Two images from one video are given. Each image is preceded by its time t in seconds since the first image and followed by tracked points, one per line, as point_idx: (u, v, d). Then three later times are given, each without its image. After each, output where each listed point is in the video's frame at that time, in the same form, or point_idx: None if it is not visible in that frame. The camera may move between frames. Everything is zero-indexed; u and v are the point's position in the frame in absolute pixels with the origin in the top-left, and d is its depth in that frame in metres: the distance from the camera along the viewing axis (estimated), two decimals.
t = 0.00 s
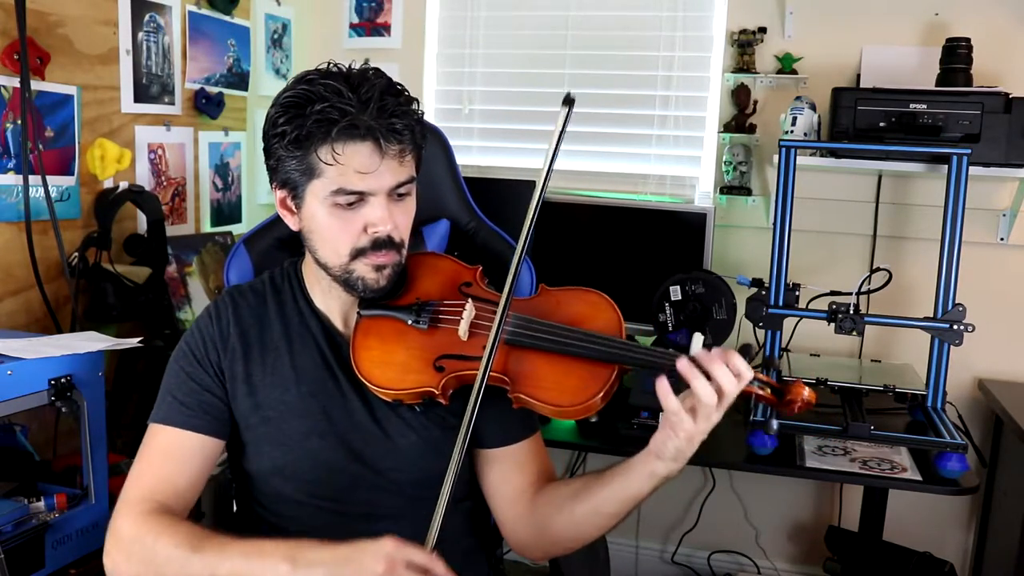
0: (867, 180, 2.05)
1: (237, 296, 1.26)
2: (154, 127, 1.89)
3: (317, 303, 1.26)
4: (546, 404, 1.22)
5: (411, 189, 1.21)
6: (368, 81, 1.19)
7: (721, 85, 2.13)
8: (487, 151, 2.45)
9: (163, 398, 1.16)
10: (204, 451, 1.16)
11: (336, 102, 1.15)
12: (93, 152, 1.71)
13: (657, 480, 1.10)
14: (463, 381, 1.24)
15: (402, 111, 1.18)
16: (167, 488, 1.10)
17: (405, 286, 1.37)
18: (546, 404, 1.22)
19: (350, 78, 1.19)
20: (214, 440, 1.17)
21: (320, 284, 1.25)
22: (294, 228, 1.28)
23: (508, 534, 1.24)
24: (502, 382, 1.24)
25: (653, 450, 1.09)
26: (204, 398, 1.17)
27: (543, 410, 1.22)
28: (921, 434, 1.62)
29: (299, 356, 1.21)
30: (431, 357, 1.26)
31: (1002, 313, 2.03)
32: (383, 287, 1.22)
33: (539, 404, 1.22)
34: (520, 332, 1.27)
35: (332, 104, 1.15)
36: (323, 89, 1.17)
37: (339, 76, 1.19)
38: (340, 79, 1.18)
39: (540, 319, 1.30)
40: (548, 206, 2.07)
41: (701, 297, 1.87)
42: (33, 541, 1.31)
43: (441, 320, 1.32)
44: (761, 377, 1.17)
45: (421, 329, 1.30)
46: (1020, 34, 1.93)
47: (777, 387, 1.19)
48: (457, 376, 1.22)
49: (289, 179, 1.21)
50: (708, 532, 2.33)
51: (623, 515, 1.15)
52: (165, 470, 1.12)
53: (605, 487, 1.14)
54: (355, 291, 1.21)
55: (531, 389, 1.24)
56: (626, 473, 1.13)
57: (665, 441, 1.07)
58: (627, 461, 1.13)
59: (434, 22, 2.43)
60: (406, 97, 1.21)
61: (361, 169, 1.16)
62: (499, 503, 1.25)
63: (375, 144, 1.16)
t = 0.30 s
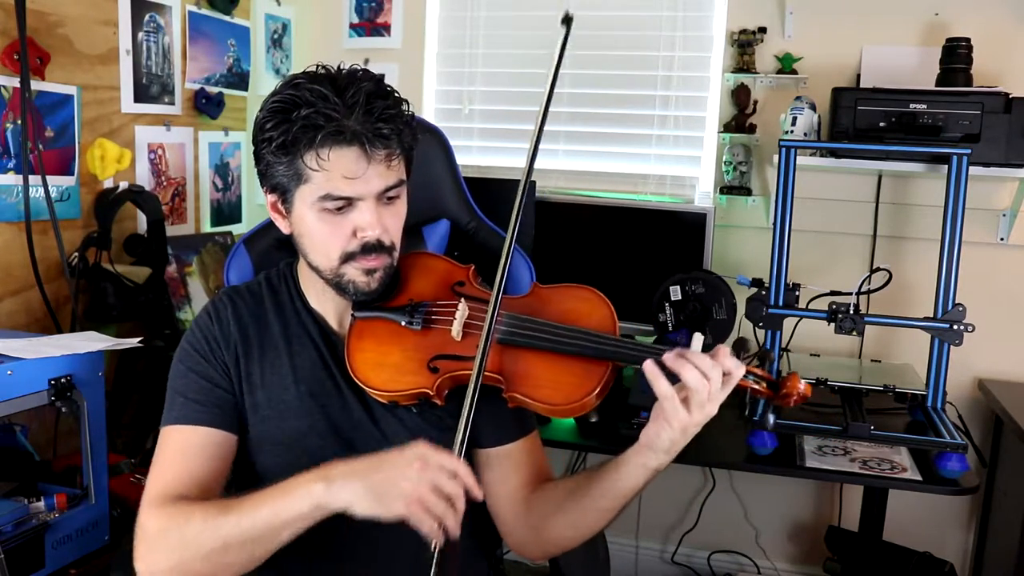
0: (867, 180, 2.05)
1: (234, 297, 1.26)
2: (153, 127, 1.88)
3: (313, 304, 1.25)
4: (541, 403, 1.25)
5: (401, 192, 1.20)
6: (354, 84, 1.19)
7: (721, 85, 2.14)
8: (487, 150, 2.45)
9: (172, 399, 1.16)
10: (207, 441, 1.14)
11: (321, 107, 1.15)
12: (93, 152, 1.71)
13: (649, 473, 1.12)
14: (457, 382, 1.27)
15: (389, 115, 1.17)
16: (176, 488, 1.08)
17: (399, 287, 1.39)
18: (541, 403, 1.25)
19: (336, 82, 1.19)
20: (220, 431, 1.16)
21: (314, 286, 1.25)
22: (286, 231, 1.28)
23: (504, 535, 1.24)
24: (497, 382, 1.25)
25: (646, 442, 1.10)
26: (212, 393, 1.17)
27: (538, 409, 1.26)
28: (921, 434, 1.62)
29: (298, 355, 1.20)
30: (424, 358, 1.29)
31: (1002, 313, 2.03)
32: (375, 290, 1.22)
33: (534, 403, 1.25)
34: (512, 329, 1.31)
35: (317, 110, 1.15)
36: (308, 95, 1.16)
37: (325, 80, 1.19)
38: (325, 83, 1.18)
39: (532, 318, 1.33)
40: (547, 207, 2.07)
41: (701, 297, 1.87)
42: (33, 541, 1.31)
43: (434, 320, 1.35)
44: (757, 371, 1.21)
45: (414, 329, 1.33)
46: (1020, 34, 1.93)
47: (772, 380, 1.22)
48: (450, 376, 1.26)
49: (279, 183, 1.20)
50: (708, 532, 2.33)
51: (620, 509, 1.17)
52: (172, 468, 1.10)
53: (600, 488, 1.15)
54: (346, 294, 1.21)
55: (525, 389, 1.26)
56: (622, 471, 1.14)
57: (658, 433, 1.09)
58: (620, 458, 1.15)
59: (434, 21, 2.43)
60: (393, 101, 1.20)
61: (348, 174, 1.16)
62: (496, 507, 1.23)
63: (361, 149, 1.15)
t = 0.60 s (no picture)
0: (867, 180, 2.05)
1: (233, 297, 1.26)
2: (154, 127, 1.89)
3: (313, 304, 1.26)
4: (540, 401, 1.24)
5: (401, 190, 1.20)
6: (356, 83, 1.19)
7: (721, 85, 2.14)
8: (486, 151, 2.45)
9: (170, 398, 1.16)
10: (209, 438, 1.14)
11: (323, 105, 1.15)
12: (93, 152, 1.71)
13: (645, 471, 1.13)
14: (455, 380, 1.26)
15: (390, 113, 1.18)
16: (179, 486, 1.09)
17: (397, 285, 1.39)
18: (540, 401, 1.24)
19: (338, 80, 1.18)
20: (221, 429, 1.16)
21: (313, 284, 1.25)
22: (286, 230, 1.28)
23: (501, 535, 1.24)
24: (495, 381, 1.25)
25: (642, 438, 1.11)
26: (210, 393, 1.17)
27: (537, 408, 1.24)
28: (921, 435, 1.62)
29: (297, 355, 1.20)
30: (422, 358, 1.28)
31: (1002, 313, 2.03)
32: (374, 288, 1.22)
33: (533, 402, 1.24)
34: (509, 328, 1.30)
35: (318, 107, 1.15)
36: (310, 92, 1.16)
37: (326, 78, 1.19)
38: (327, 81, 1.18)
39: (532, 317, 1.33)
40: (547, 207, 2.07)
41: (701, 297, 1.87)
42: (33, 541, 1.32)
43: (432, 319, 1.34)
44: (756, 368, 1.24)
45: (412, 327, 1.33)
46: (1020, 34, 1.93)
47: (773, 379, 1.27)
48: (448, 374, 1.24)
49: (279, 181, 1.20)
50: (708, 532, 2.33)
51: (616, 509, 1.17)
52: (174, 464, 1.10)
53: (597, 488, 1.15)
54: (346, 292, 1.21)
55: (524, 387, 1.25)
56: (619, 468, 1.14)
57: (653, 429, 1.09)
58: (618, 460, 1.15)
59: (434, 22, 2.43)
60: (395, 99, 1.20)
61: (349, 172, 1.16)
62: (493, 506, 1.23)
63: (363, 147, 1.15)
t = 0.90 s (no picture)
0: (867, 180, 2.05)
1: (235, 296, 1.26)
2: (154, 127, 1.88)
3: (316, 306, 1.26)
4: (536, 415, 1.23)
5: (408, 200, 1.21)
6: (367, 89, 1.18)
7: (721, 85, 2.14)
8: (487, 150, 2.45)
9: (167, 400, 1.16)
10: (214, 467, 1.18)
11: (334, 113, 1.14)
12: (93, 152, 1.71)
13: (638, 490, 1.10)
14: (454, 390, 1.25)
15: (401, 123, 1.17)
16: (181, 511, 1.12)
17: (399, 293, 1.37)
18: (537, 415, 1.23)
19: (350, 88, 1.18)
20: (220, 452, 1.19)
21: (317, 288, 1.25)
22: (290, 232, 1.27)
23: (495, 541, 1.24)
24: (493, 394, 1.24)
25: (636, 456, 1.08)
26: (205, 400, 1.17)
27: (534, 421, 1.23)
28: (921, 435, 1.63)
29: (299, 358, 1.20)
30: (422, 366, 1.26)
31: (1002, 313, 2.03)
32: (378, 296, 1.23)
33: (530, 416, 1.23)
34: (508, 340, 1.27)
35: (330, 116, 1.14)
36: (322, 100, 1.16)
37: (338, 86, 1.18)
38: (340, 89, 1.18)
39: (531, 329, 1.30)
40: (547, 207, 2.07)
41: (701, 297, 1.87)
42: (33, 541, 1.31)
43: (433, 328, 1.32)
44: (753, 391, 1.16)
45: (413, 336, 1.30)
46: (1020, 34, 1.93)
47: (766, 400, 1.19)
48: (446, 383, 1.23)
49: (287, 186, 1.20)
50: (708, 532, 2.33)
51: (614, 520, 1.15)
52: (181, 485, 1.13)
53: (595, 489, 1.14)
54: (350, 298, 1.21)
55: (522, 401, 1.24)
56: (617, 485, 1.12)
57: (642, 447, 1.06)
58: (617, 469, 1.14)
59: (434, 22, 2.43)
60: (406, 109, 1.20)
61: (359, 182, 1.16)
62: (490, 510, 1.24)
63: (373, 157, 1.15)
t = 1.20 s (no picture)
0: (867, 180, 2.05)
1: (246, 291, 1.27)
2: (153, 127, 1.88)
3: (325, 302, 1.26)
4: (550, 400, 1.21)
5: (421, 190, 1.20)
6: (380, 81, 1.20)
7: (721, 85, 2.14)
8: (487, 151, 2.45)
9: (166, 385, 1.17)
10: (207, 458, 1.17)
11: (348, 102, 1.15)
12: (93, 152, 1.71)
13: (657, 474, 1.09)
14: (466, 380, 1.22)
15: (413, 113, 1.18)
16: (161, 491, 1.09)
17: (411, 286, 1.35)
18: (550, 400, 1.21)
19: (362, 78, 1.19)
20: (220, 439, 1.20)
21: (327, 282, 1.26)
22: (302, 227, 1.27)
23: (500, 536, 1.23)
24: (507, 379, 1.23)
25: (659, 434, 1.09)
26: (204, 387, 1.18)
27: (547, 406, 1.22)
28: (921, 434, 1.62)
29: (307, 351, 1.21)
30: (436, 355, 1.24)
31: (1002, 313, 2.03)
32: (390, 286, 1.22)
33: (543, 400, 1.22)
34: (522, 327, 1.27)
35: (344, 104, 1.15)
36: (336, 89, 1.17)
37: (351, 76, 1.19)
38: (353, 79, 1.19)
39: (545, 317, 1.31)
40: (547, 207, 2.07)
41: (701, 297, 1.87)
42: (33, 541, 1.31)
43: (447, 318, 1.30)
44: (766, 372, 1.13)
45: (427, 326, 1.28)
46: (1020, 34, 1.93)
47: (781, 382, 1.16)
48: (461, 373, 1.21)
49: (300, 177, 1.20)
50: (708, 532, 2.33)
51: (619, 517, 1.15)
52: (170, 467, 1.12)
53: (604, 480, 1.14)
54: (361, 289, 1.21)
55: (536, 386, 1.23)
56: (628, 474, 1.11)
57: (668, 424, 1.07)
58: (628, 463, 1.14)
59: (434, 22, 2.43)
60: (418, 100, 1.21)
61: (372, 169, 1.16)
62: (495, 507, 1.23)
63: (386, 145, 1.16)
